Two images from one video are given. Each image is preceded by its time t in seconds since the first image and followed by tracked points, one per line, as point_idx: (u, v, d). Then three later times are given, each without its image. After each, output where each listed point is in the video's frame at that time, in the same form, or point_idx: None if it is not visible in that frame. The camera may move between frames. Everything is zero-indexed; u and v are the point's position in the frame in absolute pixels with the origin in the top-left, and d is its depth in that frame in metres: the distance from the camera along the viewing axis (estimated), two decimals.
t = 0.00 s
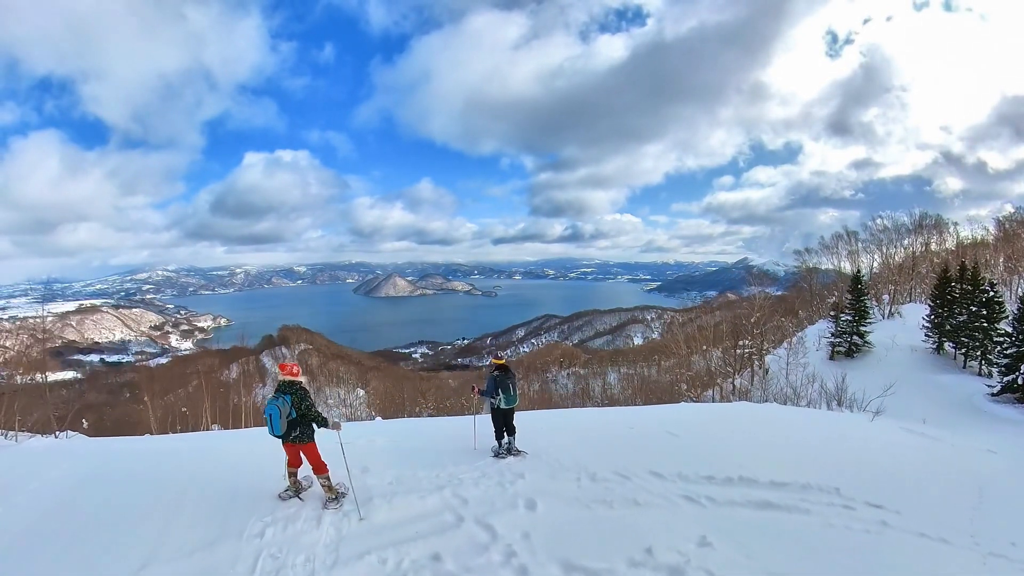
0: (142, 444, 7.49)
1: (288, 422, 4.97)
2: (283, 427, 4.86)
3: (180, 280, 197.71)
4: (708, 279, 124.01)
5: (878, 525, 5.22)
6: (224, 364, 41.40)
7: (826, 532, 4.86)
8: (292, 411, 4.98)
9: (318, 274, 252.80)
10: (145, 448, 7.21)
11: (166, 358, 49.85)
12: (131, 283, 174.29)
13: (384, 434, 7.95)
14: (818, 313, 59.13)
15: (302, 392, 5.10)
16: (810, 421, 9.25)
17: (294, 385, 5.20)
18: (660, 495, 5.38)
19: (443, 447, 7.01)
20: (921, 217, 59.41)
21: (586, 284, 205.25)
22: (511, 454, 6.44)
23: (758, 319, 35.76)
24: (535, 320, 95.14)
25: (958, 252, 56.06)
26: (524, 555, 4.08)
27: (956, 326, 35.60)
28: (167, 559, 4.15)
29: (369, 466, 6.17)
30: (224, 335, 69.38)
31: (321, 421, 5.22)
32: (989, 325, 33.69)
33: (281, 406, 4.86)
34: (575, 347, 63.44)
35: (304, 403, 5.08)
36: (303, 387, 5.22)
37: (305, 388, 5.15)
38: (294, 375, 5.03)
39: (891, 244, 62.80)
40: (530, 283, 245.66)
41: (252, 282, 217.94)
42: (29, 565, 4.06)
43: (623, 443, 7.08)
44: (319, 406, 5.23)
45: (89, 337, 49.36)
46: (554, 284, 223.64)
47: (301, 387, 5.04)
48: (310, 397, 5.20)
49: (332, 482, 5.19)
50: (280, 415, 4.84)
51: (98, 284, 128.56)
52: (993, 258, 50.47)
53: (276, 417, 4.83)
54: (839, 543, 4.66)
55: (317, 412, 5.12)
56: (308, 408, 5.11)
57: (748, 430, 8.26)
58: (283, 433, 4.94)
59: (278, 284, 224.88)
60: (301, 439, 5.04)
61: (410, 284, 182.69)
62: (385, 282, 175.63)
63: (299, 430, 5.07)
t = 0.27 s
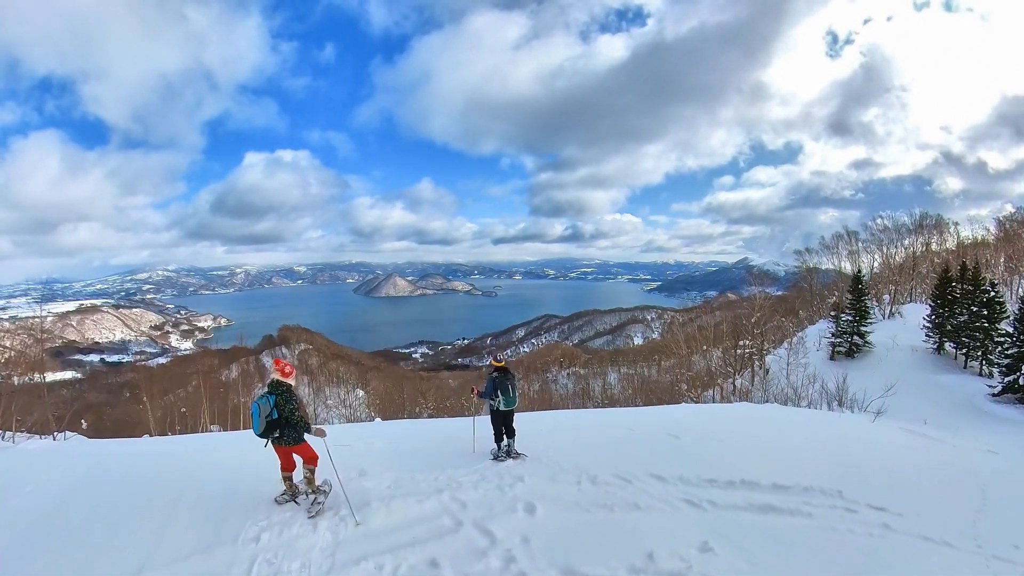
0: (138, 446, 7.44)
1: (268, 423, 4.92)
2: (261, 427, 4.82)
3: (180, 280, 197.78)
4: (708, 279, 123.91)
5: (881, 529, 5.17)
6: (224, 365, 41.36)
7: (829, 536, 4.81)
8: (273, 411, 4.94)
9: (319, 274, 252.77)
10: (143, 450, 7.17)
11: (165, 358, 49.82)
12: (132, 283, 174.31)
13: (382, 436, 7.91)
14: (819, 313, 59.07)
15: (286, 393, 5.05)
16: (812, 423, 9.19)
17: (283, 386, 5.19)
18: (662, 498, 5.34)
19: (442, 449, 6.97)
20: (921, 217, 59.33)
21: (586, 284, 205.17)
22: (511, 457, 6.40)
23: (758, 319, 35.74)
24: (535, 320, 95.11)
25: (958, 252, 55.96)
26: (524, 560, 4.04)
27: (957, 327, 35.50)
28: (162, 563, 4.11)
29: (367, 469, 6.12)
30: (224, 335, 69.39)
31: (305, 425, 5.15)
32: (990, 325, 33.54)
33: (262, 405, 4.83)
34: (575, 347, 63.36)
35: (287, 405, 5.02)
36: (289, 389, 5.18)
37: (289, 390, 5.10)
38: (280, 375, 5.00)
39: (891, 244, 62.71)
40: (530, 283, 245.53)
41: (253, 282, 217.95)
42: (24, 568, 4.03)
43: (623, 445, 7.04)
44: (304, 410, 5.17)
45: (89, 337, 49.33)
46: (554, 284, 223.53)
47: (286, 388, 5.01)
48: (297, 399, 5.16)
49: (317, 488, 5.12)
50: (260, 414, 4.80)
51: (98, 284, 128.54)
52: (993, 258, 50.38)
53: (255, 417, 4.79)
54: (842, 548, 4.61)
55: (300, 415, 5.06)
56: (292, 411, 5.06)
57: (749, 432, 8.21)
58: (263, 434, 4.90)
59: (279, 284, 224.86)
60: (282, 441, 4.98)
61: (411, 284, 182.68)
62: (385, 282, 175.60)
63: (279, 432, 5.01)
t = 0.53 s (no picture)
0: (138, 446, 7.45)
1: (262, 428, 4.93)
2: (254, 432, 4.83)
3: (181, 280, 197.82)
4: (708, 279, 123.80)
5: (882, 529, 5.15)
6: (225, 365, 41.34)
7: (830, 537, 4.78)
8: (267, 418, 4.94)
9: (319, 274, 252.67)
10: (140, 450, 7.15)
11: (166, 358, 49.84)
12: (133, 283, 174.52)
13: (382, 436, 7.91)
14: (819, 313, 59.00)
15: (281, 401, 5.02)
16: (812, 423, 9.17)
17: (281, 391, 5.16)
18: (661, 500, 5.31)
19: (440, 449, 6.95)
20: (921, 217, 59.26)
21: (586, 284, 205.18)
22: (510, 458, 6.37)
23: (758, 319, 35.66)
24: (535, 320, 95.02)
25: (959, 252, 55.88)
26: (522, 562, 4.01)
27: (958, 327, 35.47)
28: (157, 565, 4.07)
29: (365, 470, 6.11)
30: (225, 335, 69.45)
31: (299, 431, 5.13)
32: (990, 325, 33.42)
33: (256, 411, 4.83)
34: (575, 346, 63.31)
35: (281, 412, 5.00)
36: (286, 394, 5.16)
37: (286, 397, 5.07)
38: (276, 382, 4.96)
39: (891, 244, 62.64)
40: (530, 283, 245.42)
41: (253, 282, 217.92)
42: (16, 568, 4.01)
43: (622, 445, 7.02)
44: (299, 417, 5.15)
45: (89, 337, 49.37)
46: (555, 284, 223.41)
47: (281, 395, 4.98)
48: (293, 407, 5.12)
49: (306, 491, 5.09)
50: (253, 421, 4.81)
51: (99, 284, 128.59)
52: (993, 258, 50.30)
53: (248, 423, 4.82)
54: (842, 547, 4.60)
55: (294, 424, 5.03)
56: (286, 419, 5.04)
57: (748, 432, 8.20)
58: (257, 439, 4.92)
59: (279, 284, 224.86)
60: (274, 448, 4.99)
61: (411, 284, 182.65)
62: (386, 282, 175.56)
63: (273, 439, 5.00)
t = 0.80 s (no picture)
0: (137, 445, 7.44)
1: (259, 431, 4.95)
2: (250, 434, 4.86)
3: (181, 280, 197.71)
4: (708, 279, 123.73)
5: (882, 530, 5.15)
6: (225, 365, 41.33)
7: (830, 539, 4.76)
8: (264, 420, 4.96)
9: (319, 274, 252.56)
10: (140, 450, 7.14)
11: (165, 358, 49.83)
12: (133, 282, 174.34)
13: (382, 436, 7.91)
14: (819, 313, 58.97)
15: (279, 405, 5.02)
16: (813, 423, 9.16)
17: (280, 394, 5.16)
18: (661, 501, 5.29)
19: (440, 449, 6.94)
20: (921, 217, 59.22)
21: (586, 284, 205.09)
22: (509, 458, 6.36)
23: (758, 319, 35.61)
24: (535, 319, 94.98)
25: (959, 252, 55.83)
26: (521, 563, 4.00)
27: (958, 326, 35.46)
28: (156, 565, 4.07)
29: (365, 470, 6.10)
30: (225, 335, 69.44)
31: (296, 434, 5.12)
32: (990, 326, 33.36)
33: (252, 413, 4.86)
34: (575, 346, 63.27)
35: (277, 416, 5.00)
36: (285, 398, 5.15)
37: (284, 401, 5.06)
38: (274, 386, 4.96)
39: (891, 244, 62.60)
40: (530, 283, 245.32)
41: (253, 282, 217.79)
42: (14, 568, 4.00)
43: (622, 445, 7.02)
44: (297, 421, 5.13)
45: (89, 337, 49.34)
46: (555, 284, 223.31)
47: (279, 399, 4.97)
48: (289, 410, 5.09)
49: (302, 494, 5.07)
50: (249, 423, 4.85)
51: (99, 284, 128.54)
52: (994, 258, 50.24)
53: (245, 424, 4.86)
54: (841, 548, 4.60)
55: (290, 427, 5.02)
56: (284, 422, 5.04)
57: (748, 432, 8.19)
58: (254, 441, 4.95)
59: (279, 284, 224.80)
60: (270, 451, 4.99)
61: (411, 284, 182.55)
62: (386, 282, 175.48)
63: (269, 442, 5.02)
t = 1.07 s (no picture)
0: (137, 445, 7.45)
1: (259, 431, 4.97)
2: (249, 434, 4.88)
3: (181, 280, 197.73)
4: (709, 279, 123.71)
5: (882, 530, 5.15)
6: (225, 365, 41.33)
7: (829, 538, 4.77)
8: (263, 420, 4.98)
9: (319, 274, 252.61)
10: (140, 450, 7.15)
11: (166, 358, 49.85)
12: (133, 282, 174.32)
13: (382, 436, 7.92)
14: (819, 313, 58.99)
15: (279, 405, 5.04)
16: (813, 423, 9.18)
17: (280, 395, 5.19)
18: (661, 500, 5.30)
19: (441, 449, 6.95)
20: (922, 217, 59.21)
21: (586, 284, 205.06)
22: (510, 458, 6.37)
23: (758, 318, 35.60)
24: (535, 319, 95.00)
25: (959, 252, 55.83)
26: (521, 563, 4.00)
27: (958, 327, 35.47)
28: (158, 564, 4.09)
29: (366, 470, 6.11)
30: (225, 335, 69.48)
31: (295, 435, 5.12)
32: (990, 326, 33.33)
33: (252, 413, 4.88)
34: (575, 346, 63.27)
35: (276, 416, 5.01)
36: (286, 399, 5.19)
37: (284, 401, 5.09)
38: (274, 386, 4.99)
39: (892, 244, 62.59)
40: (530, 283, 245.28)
41: (253, 282, 217.79)
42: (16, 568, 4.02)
43: (622, 446, 7.02)
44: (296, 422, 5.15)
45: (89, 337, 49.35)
46: (555, 284, 223.28)
47: (279, 400, 5.00)
48: (288, 410, 5.11)
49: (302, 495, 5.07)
50: (250, 423, 4.86)
51: (100, 284, 128.59)
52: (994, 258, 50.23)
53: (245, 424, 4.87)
54: (840, 548, 4.61)
55: (290, 428, 5.04)
56: (283, 423, 5.05)
57: (748, 432, 8.20)
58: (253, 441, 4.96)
59: (280, 284, 224.84)
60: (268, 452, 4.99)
61: (411, 284, 182.58)
62: (386, 282, 175.49)
63: (267, 443, 5.02)
